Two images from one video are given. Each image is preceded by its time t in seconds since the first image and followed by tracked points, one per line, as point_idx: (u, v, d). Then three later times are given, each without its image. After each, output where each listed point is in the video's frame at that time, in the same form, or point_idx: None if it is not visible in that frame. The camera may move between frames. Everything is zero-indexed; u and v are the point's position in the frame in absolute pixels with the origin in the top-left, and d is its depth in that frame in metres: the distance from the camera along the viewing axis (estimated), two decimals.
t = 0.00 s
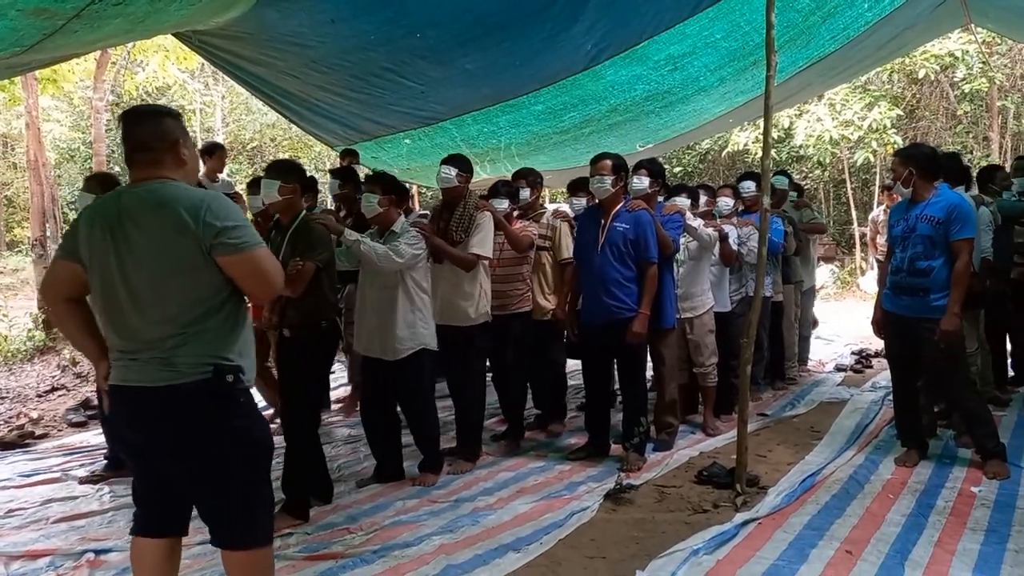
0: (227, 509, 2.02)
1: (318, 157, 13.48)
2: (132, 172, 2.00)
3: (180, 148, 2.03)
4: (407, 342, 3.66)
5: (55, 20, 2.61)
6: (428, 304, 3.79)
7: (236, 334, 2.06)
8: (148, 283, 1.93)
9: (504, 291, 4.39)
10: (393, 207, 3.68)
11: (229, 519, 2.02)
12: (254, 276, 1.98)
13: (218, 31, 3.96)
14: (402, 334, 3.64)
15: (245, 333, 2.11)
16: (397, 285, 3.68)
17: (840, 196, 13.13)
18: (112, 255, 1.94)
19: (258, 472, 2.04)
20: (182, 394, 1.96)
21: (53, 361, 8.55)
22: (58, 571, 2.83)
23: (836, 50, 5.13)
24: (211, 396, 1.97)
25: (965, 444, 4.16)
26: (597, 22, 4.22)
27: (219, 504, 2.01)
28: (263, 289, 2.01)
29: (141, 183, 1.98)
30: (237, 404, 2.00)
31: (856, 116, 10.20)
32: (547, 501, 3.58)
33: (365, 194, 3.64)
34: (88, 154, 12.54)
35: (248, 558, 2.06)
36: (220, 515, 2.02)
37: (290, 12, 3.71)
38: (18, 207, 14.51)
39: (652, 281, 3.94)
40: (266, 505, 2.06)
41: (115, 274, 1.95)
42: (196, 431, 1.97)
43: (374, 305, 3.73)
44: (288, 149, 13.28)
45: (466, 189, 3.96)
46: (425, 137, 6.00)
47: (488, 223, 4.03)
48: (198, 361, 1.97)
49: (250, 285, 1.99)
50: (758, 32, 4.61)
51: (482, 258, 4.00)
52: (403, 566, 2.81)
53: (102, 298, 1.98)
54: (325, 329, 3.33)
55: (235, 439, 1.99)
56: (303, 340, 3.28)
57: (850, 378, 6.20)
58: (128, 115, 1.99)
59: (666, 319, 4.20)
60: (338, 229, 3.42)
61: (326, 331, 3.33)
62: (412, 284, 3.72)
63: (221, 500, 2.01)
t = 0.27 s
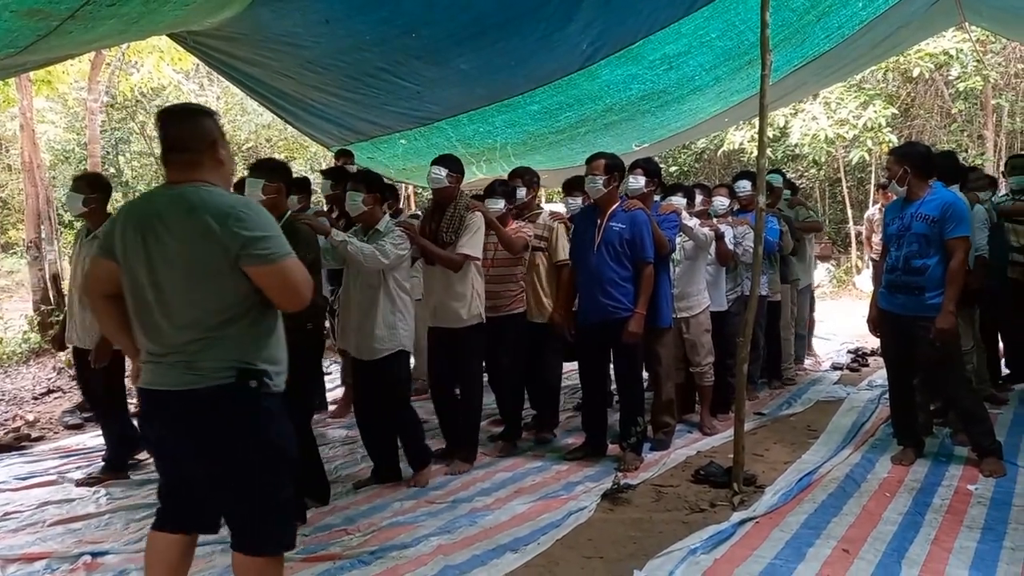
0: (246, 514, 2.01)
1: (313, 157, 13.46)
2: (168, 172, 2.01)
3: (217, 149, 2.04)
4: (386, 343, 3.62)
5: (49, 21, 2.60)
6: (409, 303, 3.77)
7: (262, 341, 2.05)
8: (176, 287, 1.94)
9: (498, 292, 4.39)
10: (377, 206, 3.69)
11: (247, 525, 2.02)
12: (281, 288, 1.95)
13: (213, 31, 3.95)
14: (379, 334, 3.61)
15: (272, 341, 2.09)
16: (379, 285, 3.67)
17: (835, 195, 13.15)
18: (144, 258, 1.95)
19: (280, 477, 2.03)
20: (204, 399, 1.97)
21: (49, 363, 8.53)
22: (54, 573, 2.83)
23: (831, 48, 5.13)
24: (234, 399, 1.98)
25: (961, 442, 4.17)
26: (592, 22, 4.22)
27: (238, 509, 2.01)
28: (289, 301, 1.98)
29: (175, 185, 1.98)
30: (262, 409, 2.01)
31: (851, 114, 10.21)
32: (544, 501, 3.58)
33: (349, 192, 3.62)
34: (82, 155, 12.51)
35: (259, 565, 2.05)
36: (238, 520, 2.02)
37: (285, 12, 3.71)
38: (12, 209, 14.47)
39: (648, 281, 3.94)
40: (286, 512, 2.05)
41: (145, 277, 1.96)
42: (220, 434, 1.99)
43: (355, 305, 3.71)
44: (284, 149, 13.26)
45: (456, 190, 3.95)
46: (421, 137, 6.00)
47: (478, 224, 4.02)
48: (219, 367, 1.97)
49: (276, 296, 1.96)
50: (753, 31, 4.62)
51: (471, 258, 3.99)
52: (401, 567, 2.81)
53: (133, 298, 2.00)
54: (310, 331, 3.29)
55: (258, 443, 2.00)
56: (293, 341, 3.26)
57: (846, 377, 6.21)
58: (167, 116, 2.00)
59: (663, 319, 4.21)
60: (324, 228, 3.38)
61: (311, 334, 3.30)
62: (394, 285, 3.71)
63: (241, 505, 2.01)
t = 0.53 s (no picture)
0: (257, 517, 1.98)
1: (314, 159, 13.49)
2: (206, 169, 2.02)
3: (256, 149, 2.04)
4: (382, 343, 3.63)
5: (51, 23, 2.61)
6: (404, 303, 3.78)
7: (286, 344, 2.05)
8: (204, 285, 1.94)
9: (495, 292, 4.40)
10: (368, 205, 3.62)
11: (257, 528, 1.99)
12: (309, 292, 1.94)
13: (214, 33, 3.96)
14: (374, 333, 3.61)
15: (296, 344, 2.09)
16: (372, 285, 3.67)
17: (836, 196, 13.16)
18: (175, 254, 1.96)
19: (294, 482, 2.01)
20: (221, 400, 1.96)
21: (51, 365, 8.54)
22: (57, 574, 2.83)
23: (831, 49, 5.14)
24: (250, 402, 1.97)
25: (963, 442, 4.17)
26: (592, 23, 4.23)
27: (250, 512, 1.98)
28: (315, 305, 1.97)
29: (212, 183, 1.99)
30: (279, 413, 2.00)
31: (852, 115, 10.21)
32: (546, 501, 3.59)
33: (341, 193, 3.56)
34: (84, 157, 12.53)
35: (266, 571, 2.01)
36: (250, 523, 1.99)
37: (285, 14, 3.72)
38: (14, 211, 14.50)
39: (648, 281, 3.95)
40: (299, 518, 2.02)
41: (175, 273, 1.97)
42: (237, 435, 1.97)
43: (350, 304, 3.72)
44: (285, 151, 13.29)
45: (447, 191, 3.96)
46: (422, 138, 6.00)
47: (471, 225, 4.01)
48: (240, 368, 1.97)
49: (302, 300, 1.95)
50: (753, 32, 4.62)
51: (463, 260, 3.97)
52: (403, 567, 2.81)
53: (163, 294, 2.01)
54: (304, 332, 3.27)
55: (275, 446, 1.98)
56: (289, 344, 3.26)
57: (848, 377, 6.21)
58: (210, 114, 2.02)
59: (663, 320, 4.21)
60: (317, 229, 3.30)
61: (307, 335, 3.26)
62: (388, 285, 3.71)
63: (253, 508, 1.98)
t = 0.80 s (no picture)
0: (272, 513, 1.99)
1: (318, 160, 13.52)
2: (231, 171, 2.02)
3: (283, 152, 2.05)
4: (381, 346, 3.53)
5: (54, 27, 2.61)
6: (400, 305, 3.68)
7: (308, 344, 2.05)
8: (229, 285, 1.95)
9: (502, 296, 4.39)
10: (364, 206, 3.53)
11: (271, 524, 1.99)
12: (331, 294, 1.93)
13: (217, 35, 3.97)
14: (371, 337, 3.52)
15: (319, 345, 2.09)
16: (369, 286, 3.55)
17: (840, 193, 13.14)
18: (201, 254, 1.97)
19: (311, 480, 2.01)
20: (242, 396, 1.98)
21: (57, 367, 8.57)
22: None
23: (834, 46, 5.13)
24: (271, 398, 1.98)
25: (969, 440, 4.16)
26: (595, 22, 4.22)
27: (265, 508, 1.99)
28: (337, 307, 1.96)
29: (239, 184, 1.99)
30: (299, 411, 2.01)
31: (856, 112, 10.19)
32: (551, 501, 3.58)
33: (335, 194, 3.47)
34: (88, 159, 12.57)
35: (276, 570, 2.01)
36: (264, 518, 1.99)
37: (288, 15, 3.72)
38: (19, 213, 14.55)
39: (653, 281, 3.95)
40: (312, 516, 2.02)
41: (202, 272, 1.98)
42: (258, 429, 1.98)
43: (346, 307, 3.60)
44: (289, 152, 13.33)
45: (440, 190, 3.91)
46: (425, 138, 6.01)
47: (462, 224, 3.98)
48: (261, 367, 1.98)
49: (324, 303, 1.95)
50: (756, 30, 4.61)
51: (456, 260, 3.96)
52: (409, 568, 2.82)
53: (190, 291, 2.03)
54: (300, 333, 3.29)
55: (295, 443, 1.99)
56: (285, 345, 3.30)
57: (853, 375, 6.20)
58: (240, 118, 2.03)
59: (668, 319, 4.21)
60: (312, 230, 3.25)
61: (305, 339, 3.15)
62: (385, 286, 3.61)
63: (268, 504, 1.99)
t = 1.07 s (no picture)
0: (303, 502, 2.09)
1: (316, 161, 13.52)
2: (247, 178, 2.11)
3: (296, 157, 2.12)
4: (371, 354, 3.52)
5: (52, 28, 2.61)
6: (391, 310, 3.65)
7: (325, 341, 2.13)
8: (247, 288, 2.06)
9: (495, 300, 4.40)
10: (357, 209, 3.51)
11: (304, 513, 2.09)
12: (338, 290, 2.00)
13: (214, 36, 3.97)
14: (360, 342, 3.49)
15: (336, 341, 2.16)
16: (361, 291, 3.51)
17: (837, 196, 13.16)
18: (223, 260, 2.10)
19: (336, 466, 2.11)
20: (265, 395, 2.08)
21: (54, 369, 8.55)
22: None
23: (832, 49, 5.14)
24: (291, 396, 2.08)
25: (965, 443, 4.17)
26: (593, 25, 4.23)
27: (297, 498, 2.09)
28: (346, 303, 2.03)
29: (253, 190, 2.09)
30: (318, 406, 2.10)
31: (853, 115, 10.21)
32: (549, 503, 3.59)
33: (327, 196, 3.38)
34: (85, 161, 12.56)
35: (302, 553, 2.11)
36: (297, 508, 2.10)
37: (286, 17, 3.72)
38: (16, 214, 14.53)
39: (650, 283, 3.96)
40: (343, 501, 2.12)
41: (224, 277, 2.11)
42: (281, 426, 2.09)
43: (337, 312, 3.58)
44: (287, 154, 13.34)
45: (428, 193, 3.90)
46: (423, 140, 6.01)
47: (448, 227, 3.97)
48: (279, 365, 2.07)
49: (333, 300, 2.02)
50: (753, 33, 4.62)
51: (443, 264, 3.95)
52: (406, 570, 2.82)
53: (216, 296, 2.16)
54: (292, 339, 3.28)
55: (317, 434, 2.10)
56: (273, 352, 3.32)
57: (850, 378, 6.21)
58: (254, 126, 2.11)
59: (665, 321, 4.22)
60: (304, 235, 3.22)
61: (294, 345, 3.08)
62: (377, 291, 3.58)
63: (299, 495, 2.09)
